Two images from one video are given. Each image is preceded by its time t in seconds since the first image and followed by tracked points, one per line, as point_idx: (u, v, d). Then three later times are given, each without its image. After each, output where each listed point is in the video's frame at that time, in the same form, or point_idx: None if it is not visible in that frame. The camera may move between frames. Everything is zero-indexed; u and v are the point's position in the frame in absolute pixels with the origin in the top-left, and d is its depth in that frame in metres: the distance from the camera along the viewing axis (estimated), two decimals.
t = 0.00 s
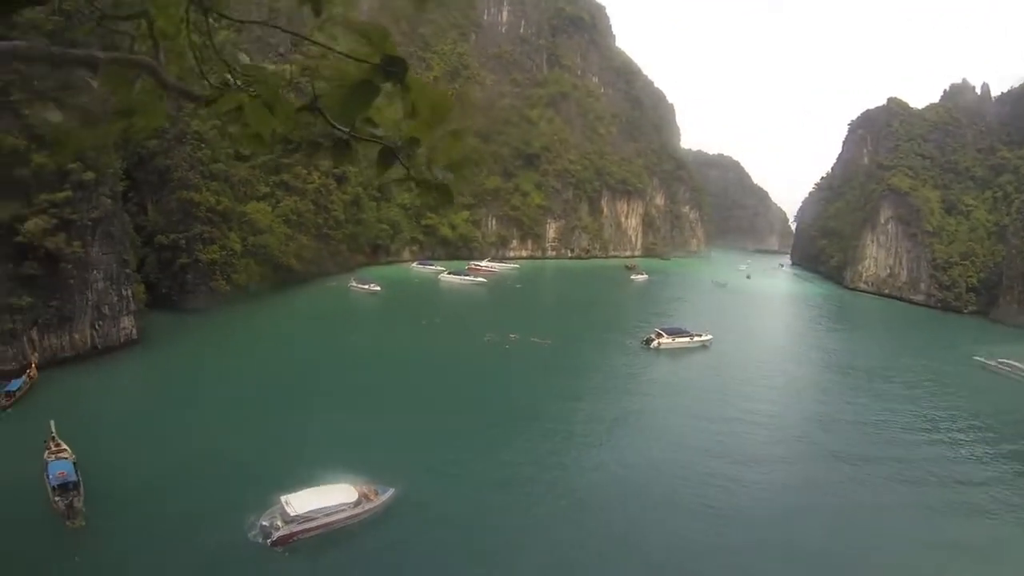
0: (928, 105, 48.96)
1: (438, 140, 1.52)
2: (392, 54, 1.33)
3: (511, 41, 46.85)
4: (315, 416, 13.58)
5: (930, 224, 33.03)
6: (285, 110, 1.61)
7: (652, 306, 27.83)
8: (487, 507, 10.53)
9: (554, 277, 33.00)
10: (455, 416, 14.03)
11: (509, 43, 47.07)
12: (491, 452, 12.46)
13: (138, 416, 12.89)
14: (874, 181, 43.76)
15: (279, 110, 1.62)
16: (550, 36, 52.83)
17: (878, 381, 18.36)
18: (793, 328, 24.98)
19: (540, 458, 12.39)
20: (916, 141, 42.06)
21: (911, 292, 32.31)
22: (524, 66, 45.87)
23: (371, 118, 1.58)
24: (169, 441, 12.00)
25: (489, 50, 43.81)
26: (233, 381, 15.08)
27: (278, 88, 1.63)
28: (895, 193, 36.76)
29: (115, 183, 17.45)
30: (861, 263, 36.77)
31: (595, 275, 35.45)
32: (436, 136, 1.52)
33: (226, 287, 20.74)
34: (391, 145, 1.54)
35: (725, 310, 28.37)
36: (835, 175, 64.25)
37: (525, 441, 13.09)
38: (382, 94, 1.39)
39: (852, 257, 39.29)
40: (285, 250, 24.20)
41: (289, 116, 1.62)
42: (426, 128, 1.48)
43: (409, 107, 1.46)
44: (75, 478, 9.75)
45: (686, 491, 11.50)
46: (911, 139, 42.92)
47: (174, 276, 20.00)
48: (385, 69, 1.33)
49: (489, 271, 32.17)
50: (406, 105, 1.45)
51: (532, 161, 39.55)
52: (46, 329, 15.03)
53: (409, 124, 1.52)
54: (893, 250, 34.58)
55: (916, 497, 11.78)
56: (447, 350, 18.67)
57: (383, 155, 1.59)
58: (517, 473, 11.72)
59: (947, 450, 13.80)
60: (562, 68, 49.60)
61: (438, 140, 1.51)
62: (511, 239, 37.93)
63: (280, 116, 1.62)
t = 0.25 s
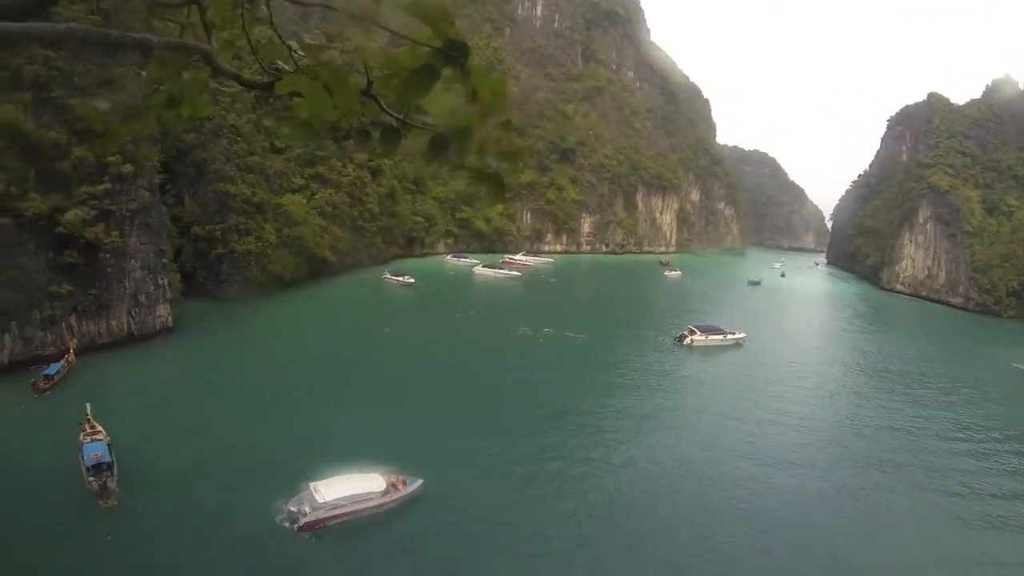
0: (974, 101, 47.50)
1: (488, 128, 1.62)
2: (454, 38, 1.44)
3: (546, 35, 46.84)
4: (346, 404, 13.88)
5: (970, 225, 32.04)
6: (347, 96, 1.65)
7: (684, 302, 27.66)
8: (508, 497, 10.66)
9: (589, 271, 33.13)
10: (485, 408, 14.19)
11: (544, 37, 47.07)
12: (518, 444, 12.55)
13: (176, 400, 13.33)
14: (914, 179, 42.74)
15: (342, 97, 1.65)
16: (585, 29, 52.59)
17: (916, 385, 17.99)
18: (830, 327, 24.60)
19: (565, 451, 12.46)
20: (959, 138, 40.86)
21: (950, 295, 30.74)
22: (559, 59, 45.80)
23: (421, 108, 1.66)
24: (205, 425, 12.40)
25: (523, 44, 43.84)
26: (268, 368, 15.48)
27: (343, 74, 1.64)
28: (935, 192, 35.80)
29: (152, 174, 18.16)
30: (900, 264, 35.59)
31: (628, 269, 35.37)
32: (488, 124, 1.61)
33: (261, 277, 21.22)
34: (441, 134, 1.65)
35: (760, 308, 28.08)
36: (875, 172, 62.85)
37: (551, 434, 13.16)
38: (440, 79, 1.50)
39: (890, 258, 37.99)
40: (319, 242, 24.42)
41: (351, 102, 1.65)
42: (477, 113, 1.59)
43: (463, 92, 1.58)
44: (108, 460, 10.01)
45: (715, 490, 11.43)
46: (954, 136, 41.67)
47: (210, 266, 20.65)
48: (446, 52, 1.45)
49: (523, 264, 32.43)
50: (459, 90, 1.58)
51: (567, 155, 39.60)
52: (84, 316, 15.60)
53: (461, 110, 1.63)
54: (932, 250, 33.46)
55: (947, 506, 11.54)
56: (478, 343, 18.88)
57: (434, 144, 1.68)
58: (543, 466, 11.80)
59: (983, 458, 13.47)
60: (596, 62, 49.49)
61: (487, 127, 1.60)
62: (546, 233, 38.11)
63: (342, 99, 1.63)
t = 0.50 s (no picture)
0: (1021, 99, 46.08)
1: (542, 110, 1.45)
2: (517, 13, 1.32)
3: (582, 22, 46.62)
4: (371, 386, 14.09)
5: (1008, 230, 31.40)
6: (408, 69, 1.42)
7: (713, 296, 27.45)
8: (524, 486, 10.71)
9: (621, 261, 33.10)
10: (508, 395, 14.27)
11: (580, 24, 46.86)
12: (539, 433, 12.61)
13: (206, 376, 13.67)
14: (953, 179, 41.77)
15: (403, 69, 1.43)
16: (621, 17, 52.16)
17: (948, 391, 17.63)
18: (862, 327, 24.23)
19: (586, 441, 12.49)
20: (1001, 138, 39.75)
21: (984, 301, 29.83)
22: (594, 47, 45.57)
23: (474, 85, 1.46)
24: (232, 403, 12.69)
25: (559, 32, 43.71)
26: (297, 348, 15.77)
27: (403, 39, 1.41)
28: (973, 192, 35.01)
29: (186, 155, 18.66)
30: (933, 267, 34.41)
31: (659, 260, 35.22)
32: (541, 103, 1.44)
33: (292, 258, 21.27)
34: (493, 111, 1.44)
35: (791, 304, 27.76)
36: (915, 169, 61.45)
37: (572, 423, 13.19)
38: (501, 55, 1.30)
39: (923, 261, 36.87)
40: (350, 224, 24.82)
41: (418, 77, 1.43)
42: (534, 93, 1.43)
43: (520, 69, 1.43)
44: (137, 433, 10.36)
45: (735, 488, 11.36)
46: (997, 136, 40.54)
47: (242, 245, 21.04)
48: (511, 27, 1.32)
49: (556, 251, 32.52)
50: (515, 68, 1.43)
51: (600, 145, 39.48)
52: (117, 292, 16.11)
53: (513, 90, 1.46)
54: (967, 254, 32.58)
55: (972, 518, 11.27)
56: (504, 329, 18.98)
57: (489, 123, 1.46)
58: (563, 455, 11.85)
59: (1013, 471, 13.17)
60: (632, 50, 49.12)
61: (544, 108, 1.43)
62: (578, 222, 38.18)
63: (405, 73, 1.42)
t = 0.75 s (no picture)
0: None
1: (607, 96, 1.26)
2: None
3: (625, 12, 46.26)
4: (406, 371, 14.24)
5: None
6: (490, 36, 1.08)
7: (753, 290, 27.06)
8: (553, 478, 10.69)
9: (660, 252, 32.87)
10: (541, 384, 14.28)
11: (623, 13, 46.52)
12: (570, 423, 12.61)
13: (244, 358, 14.01)
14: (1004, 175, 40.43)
15: (484, 33, 1.08)
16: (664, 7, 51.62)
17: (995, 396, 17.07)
18: (906, 327, 23.63)
19: (617, 433, 12.44)
20: None
21: None
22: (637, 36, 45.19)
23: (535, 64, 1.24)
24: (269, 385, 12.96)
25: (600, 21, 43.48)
26: (334, 332, 16.03)
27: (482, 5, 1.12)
28: None
29: (228, 141, 19.16)
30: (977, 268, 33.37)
31: (699, 252, 34.88)
32: (604, 89, 1.26)
33: (332, 242, 21.51)
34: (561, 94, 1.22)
35: (834, 301, 27.22)
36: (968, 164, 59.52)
37: (604, 414, 13.16)
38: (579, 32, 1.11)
39: (967, 262, 35.48)
40: (390, 210, 25.09)
41: (492, 57, 1.18)
42: (601, 70, 1.23)
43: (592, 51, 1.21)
44: (175, 411, 10.68)
45: (768, 488, 11.19)
46: None
47: (282, 230, 21.42)
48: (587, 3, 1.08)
49: (595, 241, 32.42)
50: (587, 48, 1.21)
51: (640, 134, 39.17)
52: (159, 275, 16.62)
53: (581, 69, 1.32)
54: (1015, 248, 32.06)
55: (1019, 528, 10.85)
56: (539, 317, 18.98)
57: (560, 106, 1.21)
58: (593, 447, 11.83)
59: None
60: (675, 40, 48.55)
61: (609, 93, 1.24)
62: (618, 211, 38.01)
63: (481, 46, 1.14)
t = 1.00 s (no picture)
0: None
1: (650, 81, 1.31)
2: None
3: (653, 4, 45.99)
4: (431, 361, 14.37)
5: None
6: (549, 17, 1.06)
7: (780, 285, 26.78)
8: (573, 468, 10.77)
9: (688, 245, 32.68)
10: (564, 376, 14.31)
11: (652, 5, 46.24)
12: (593, 415, 12.64)
13: (271, 345, 14.26)
14: None
15: (543, 15, 1.06)
16: None
17: None
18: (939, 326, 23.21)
19: (639, 427, 12.44)
20: None
21: None
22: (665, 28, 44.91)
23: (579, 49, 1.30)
24: (294, 373, 13.16)
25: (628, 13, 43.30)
26: (360, 321, 16.24)
27: None
28: None
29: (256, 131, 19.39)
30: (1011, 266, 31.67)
31: (728, 245, 34.59)
32: (648, 75, 1.31)
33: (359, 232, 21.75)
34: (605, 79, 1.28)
35: (864, 297, 26.83)
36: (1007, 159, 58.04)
37: (627, 407, 13.17)
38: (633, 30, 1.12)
39: (1001, 260, 33.88)
40: (417, 200, 25.25)
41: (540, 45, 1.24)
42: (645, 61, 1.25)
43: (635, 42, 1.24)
44: (202, 398, 10.94)
45: (790, 486, 11.13)
46: None
47: (309, 220, 21.67)
48: None
49: (623, 233, 32.34)
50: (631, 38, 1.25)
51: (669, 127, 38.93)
52: (187, 263, 16.93)
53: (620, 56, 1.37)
54: None
55: None
56: (565, 309, 19.01)
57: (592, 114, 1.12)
58: (615, 440, 11.85)
59: None
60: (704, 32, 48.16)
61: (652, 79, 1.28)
62: (646, 203, 37.85)
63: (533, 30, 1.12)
